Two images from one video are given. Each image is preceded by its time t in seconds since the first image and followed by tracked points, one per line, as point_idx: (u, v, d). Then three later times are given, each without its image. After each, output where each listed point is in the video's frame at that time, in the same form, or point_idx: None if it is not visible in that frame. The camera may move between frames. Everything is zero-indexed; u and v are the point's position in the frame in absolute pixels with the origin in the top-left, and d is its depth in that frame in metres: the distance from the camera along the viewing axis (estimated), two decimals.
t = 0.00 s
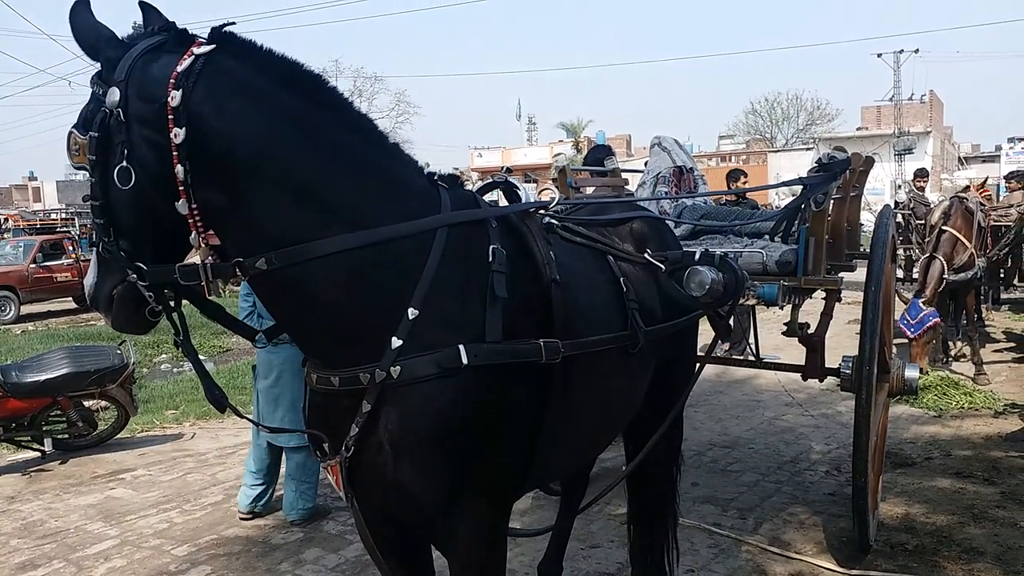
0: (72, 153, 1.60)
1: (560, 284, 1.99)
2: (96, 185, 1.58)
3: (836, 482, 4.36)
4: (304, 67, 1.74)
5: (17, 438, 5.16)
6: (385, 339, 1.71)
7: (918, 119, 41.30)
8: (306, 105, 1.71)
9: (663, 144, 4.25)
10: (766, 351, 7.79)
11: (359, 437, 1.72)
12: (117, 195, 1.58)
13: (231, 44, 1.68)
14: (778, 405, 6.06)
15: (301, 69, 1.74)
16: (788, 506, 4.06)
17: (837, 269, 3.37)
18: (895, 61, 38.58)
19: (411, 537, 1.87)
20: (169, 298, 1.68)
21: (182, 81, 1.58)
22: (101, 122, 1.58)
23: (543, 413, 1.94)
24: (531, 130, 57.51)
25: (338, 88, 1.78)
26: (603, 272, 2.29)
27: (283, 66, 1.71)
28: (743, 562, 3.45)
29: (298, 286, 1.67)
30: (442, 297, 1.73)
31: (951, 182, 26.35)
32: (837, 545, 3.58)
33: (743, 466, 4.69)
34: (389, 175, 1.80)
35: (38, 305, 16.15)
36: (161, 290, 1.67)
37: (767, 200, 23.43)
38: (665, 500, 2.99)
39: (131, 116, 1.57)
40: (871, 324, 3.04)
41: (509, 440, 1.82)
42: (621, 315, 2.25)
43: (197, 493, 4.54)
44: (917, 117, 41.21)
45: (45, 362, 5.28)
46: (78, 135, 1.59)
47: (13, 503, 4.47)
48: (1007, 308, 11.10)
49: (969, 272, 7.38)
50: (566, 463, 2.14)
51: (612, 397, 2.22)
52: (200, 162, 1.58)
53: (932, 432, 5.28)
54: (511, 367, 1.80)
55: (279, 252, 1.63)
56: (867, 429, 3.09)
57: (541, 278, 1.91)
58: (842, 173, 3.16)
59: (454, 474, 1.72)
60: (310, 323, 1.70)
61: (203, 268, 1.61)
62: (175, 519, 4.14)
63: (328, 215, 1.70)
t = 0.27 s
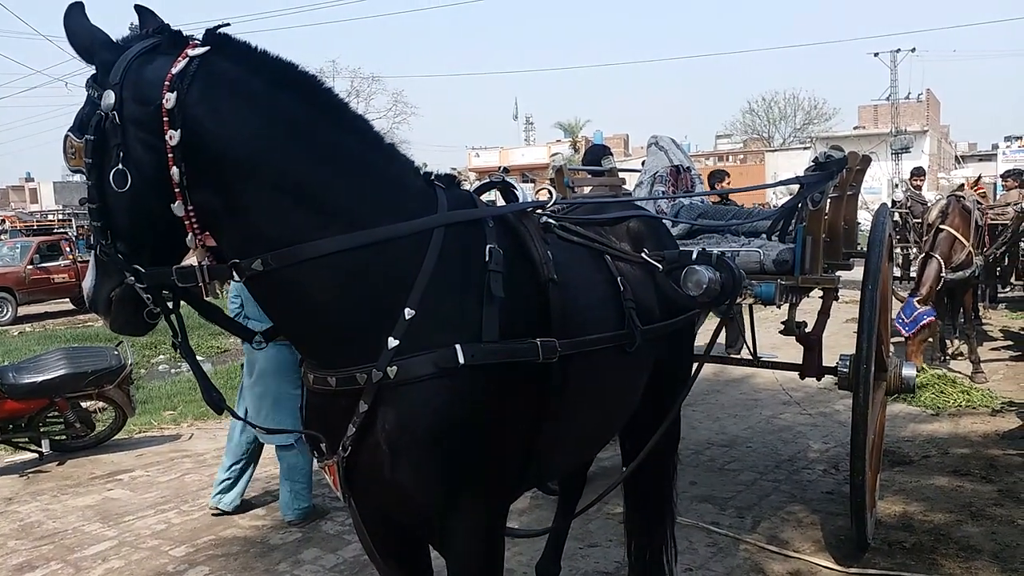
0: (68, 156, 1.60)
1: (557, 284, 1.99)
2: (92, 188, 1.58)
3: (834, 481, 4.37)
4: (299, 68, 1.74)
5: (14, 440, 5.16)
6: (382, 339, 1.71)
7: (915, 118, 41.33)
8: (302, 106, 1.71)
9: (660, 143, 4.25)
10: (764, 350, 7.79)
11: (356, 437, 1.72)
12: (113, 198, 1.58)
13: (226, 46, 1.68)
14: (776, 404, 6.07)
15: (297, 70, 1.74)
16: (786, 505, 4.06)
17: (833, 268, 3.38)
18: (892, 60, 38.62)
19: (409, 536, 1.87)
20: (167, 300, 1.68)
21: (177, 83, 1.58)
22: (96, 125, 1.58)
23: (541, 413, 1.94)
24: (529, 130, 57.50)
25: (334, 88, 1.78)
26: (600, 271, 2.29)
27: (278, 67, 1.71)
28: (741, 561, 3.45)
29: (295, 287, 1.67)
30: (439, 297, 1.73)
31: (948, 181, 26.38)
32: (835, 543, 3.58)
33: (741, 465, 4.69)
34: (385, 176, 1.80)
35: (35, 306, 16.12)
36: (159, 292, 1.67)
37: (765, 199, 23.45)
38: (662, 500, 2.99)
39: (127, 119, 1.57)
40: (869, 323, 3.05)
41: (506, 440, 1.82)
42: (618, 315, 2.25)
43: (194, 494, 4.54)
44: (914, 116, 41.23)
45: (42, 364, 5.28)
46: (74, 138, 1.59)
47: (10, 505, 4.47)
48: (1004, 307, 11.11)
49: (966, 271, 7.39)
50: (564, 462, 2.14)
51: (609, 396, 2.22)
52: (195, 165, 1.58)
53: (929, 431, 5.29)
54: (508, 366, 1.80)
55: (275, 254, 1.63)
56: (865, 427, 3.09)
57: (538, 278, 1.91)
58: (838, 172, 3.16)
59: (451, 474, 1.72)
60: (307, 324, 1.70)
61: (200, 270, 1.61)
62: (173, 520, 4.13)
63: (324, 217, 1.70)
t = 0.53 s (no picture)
0: (68, 160, 1.59)
1: (556, 285, 1.99)
2: (91, 191, 1.58)
3: (834, 483, 4.37)
4: (297, 70, 1.74)
5: (14, 442, 5.16)
6: (381, 341, 1.71)
7: (915, 119, 41.33)
8: (300, 109, 1.71)
9: (659, 145, 4.26)
10: (764, 352, 7.79)
11: (355, 440, 1.72)
12: (112, 201, 1.58)
13: (226, 49, 1.68)
14: (776, 405, 6.06)
15: (295, 72, 1.74)
16: (786, 506, 4.06)
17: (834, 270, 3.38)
18: (892, 62, 38.65)
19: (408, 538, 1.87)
20: (166, 303, 1.68)
21: (176, 86, 1.58)
22: (96, 129, 1.58)
23: (539, 414, 1.94)
24: (529, 132, 57.53)
25: (332, 90, 1.78)
26: (599, 273, 2.29)
27: (277, 69, 1.71)
28: (741, 563, 3.45)
29: (294, 289, 1.67)
30: (437, 299, 1.73)
31: (948, 182, 26.39)
32: (835, 545, 3.58)
33: (741, 467, 4.69)
34: (384, 177, 1.80)
35: (34, 308, 16.11)
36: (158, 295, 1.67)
37: (765, 201, 23.44)
38: (660, 504, 2.99)
39: (126, 123, 1.57)
40: (869, 325, 3.05)
41: (505, 442, 1.82)
42: (617, 316, 2.25)
43: (194, 496, 4.54)
44: (914, 118, 41.23)
45: (42, 366, 5.28)
46: (73, 142, 1.59)
47: (10, 508, 4.47)
48: (1004, 308, 11.11)
49: (966, 272, 7.40)
50: (563, 464, 2.14)
51: (608, 397, 2.22)
52: (194, 168, 1.58)
53: (929, 432, 5.29)
54: (507, 368, 1.80)
55: (274, 256, 1.63)
56: (865, 429, 3.09)
57: (537, 279, 1.91)
58: (837, 173, 3.18)
59: (450, 475, 1.72)
60: (305, 326, 1.70)
61: (200, 273, 1.61)
62: (173, 522, 4.13)
63: (323, 219, 1.70)
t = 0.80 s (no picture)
0: (65, 162, 1.59)
1: (555, 286, 1.99)
2: (89, 193, 1.58)
3: (833, 484, 4.36)
4: (296, 72, 1.74)
5: (13, 443, 5.16)
6: (380, 342, 1.71)
7: (914, 121, 41.34)
8: (298, 110, 1.71)
9: (659, 146, 4.26)
10: (763, 353, 7.79)
11: (354, 442, 1.72)
12: (110, 203, 1.58)
13: (224, 51, 1.68)
14: (775, 407, 6.06)
15: (294, 74, 1.74)
16: (785, 508, 4.06)
17: (833, 271, 3.38)
18: (891, 63, 38.66)
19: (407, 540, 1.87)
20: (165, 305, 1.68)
21: (175, 88, 1.58)
22: (94, 131, 1.57)
23: (539, 416, 1.94)
24: (529, 133, 57.53)
25: (330, 92, 1.78)
26: (598, 274, 2.29)
27: (275, 71, 1.71)
28: (740, 564, 3.45)
29: (293, 290, 1.67)
30: (436, 301, 1.73)
31: (947, 184, 26.38)
32: (834, 547, 3.58)
33: (740, 468, 4.69)
34: (383, 179, 1.80)
35: (33, 309, 16.10)
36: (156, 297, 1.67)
37: (764, 202, 23.43)
38: (659, 500, 2.99)
39: (124, 124, 1.57)
40: (868, 326, 3.05)
41: (504, 444, 1.82)
42: (616, 318, 2.25)
43: (193, 497, 4.54)
44: (914, 119, 41.23)
45: (41, 366, 5.28)
46: (72, 144, 1.59)
47: (9, 508, 4.47)
48: (1003, 310, 11.11)
49: (966, 274, 7.40)
50: (562, 465, 2.15)
51: (607, 399, 2.22)
52: (193, 169, 1.58)
53: (929, 434, 5.29)
54: (506, 369, 1.80)
55: (273, 258, 1.63)
56: (864, 430, 3.09)
57: (535, 280, 1.91)
58: (837, 175, 3.18)
59: (449, 477, 1.72)
60: (304, 327, 1.70)
61: (199, 275, 1.61)
62: (172, 523, 4.13)
63: (321, 221, 1.70)
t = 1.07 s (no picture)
0: (64, 161, 1.58)
1: (555, 284, 1.99)
2: (88, 192, 1.57)
3: (833, 482, 4.37)
4: (295, 70, 1.74)
5: (14, 441, 5.16)
6: (380, 341, 1.71)
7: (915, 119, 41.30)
8: (298, 109, 1.71)
9: (659, 144, 4.26)
10: (764, 351, 7.79)
11: (354, 440, 1.72)
12: (109, 202, 1.58)
13: (223, 50, 1.68)
14: (776, 405, 6.07)
15: (293, 73, 1.74)
16: (785, 505, 4.06)
17: (834, 269, 3.38)
18: (892, 61, 38.61)
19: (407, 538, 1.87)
20: (164, 303, 1.68)
21: (174, 87, 1.58)
22: (93, 129, 1.56)
23: (539, 414, 1.95)
24: (529, 131, 57.51)
25: (330, 90, 1.78)
26: (598, 272, 2.30)
27: (275, 70, 1.72)
28: (740, 561, 3.45)
29: (293, 289, 1.67)
30: (436, 299, 1.74)
31: (948, 181, 26.37)
32: (835, 544, 3.58)
33: (741, 466, 4.69)
34: (383, 177, 1.80)
35: (34, 308, 16.11)
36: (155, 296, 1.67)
37: (765, 201, 23.42)
38: (660, 498, 2.99)
39: (123, 123, 1.56)
40: (868, 324, 3.05)
41: (504, 442, 1.82)
42: (616, 315, 2.25)
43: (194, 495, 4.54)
44: (915, 117, 41.19)
45: (42, 365, 5.29)
46: (70, 143, 1.58)
47: (10, 506, 4.47)
48: (1004, 307, 11.10)
49: (967, 272, 7.40)
50: (563, 462, 2.15)
51: (608, 396, 2.23)
52: (192, 168, 1.59)
53: (929, 432, 5.29)
54: (506, 367, 1.80)
55: (273, 257, 1.63)
56: (864, 428, 3.09)
57: (535, 278, 1.91)
58: (837, 173, 3.18)
59: (449, 475, 1.72)
60: (303, 325, 1.70)
61: (198, 274, 1.60)
62: (173, 521, 4.14)
63: (320, 220, 1.70)
